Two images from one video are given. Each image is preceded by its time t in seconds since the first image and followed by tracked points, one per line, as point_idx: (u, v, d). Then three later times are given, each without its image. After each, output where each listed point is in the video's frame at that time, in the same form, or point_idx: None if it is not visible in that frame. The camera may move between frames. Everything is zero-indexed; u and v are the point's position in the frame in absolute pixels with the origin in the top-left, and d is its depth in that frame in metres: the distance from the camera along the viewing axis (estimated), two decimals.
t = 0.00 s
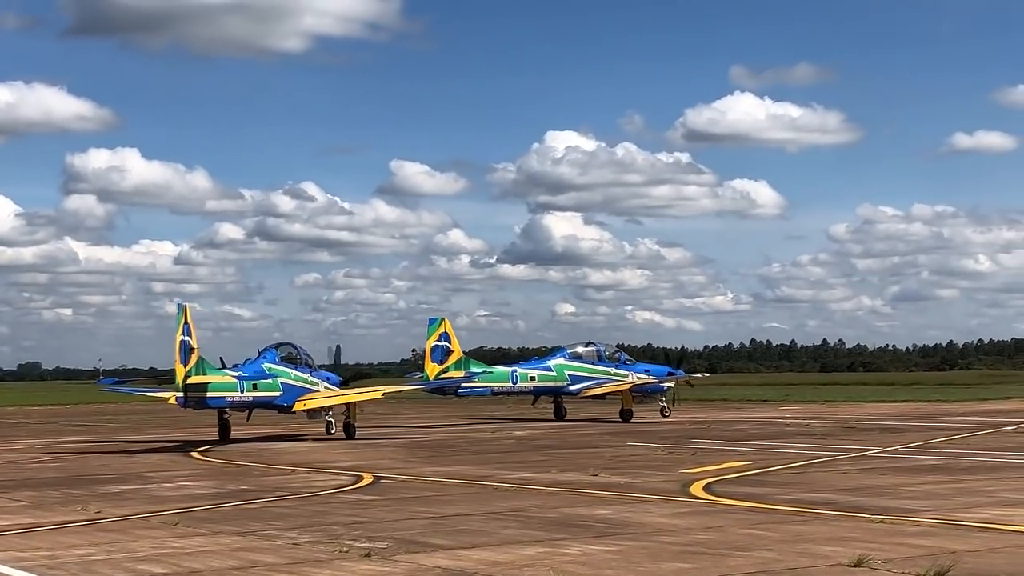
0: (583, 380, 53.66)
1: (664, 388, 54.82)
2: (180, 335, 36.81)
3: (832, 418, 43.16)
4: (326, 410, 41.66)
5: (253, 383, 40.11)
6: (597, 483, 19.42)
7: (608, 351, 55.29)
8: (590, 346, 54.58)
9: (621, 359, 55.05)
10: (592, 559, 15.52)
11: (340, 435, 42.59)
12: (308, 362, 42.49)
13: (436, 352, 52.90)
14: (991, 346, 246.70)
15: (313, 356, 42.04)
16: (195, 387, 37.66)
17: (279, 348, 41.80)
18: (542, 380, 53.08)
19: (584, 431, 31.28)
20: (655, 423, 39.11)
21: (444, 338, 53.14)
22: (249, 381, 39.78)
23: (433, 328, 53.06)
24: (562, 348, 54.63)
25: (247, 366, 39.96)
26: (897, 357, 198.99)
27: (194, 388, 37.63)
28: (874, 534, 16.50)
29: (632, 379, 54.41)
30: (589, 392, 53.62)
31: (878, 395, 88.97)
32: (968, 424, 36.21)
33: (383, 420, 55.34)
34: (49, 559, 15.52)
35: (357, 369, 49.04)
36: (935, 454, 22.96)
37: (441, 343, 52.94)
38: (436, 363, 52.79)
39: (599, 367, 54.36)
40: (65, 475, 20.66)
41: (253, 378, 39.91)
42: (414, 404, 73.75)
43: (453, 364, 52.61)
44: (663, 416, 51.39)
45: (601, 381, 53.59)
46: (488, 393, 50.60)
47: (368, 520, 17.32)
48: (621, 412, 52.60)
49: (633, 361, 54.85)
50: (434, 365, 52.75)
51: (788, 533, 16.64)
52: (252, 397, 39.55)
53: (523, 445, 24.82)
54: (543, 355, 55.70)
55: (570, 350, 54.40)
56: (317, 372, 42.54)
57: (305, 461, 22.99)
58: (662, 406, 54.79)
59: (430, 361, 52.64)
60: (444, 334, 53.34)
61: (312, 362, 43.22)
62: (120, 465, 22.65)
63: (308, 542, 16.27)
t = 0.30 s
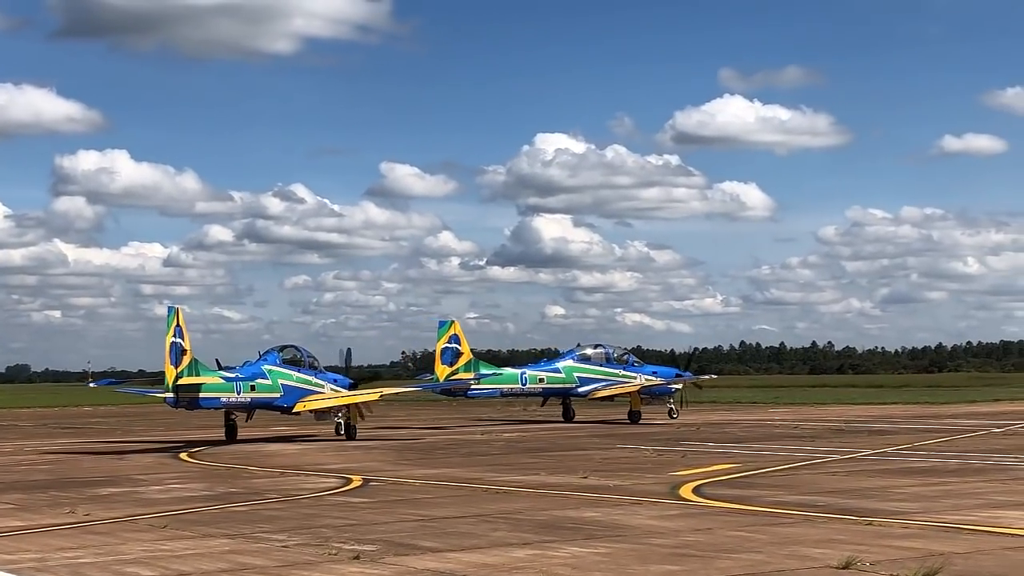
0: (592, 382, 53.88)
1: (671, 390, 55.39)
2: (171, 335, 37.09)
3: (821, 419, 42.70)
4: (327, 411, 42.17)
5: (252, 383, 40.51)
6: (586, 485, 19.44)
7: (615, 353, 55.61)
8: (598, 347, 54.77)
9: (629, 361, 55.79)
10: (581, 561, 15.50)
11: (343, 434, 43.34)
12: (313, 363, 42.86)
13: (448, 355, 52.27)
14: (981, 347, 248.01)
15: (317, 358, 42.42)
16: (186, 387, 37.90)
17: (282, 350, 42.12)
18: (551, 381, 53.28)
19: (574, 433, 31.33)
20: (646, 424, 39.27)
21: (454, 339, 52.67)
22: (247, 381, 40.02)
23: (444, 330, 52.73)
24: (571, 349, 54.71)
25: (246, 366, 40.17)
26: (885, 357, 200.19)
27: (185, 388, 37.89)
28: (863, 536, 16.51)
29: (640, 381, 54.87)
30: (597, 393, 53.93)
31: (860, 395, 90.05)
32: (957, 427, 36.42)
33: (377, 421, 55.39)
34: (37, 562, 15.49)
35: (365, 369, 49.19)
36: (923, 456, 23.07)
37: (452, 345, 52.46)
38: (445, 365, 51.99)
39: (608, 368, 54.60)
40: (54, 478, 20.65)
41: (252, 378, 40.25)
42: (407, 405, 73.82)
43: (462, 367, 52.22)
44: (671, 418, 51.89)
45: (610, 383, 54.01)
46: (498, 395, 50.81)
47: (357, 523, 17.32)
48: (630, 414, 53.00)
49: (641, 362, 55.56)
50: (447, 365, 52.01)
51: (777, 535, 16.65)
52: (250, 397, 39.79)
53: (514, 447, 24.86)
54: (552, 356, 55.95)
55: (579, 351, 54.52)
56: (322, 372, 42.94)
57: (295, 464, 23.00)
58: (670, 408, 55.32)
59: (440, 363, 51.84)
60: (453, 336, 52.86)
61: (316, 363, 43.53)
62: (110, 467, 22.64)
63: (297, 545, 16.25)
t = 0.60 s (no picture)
0: (602, 382, 54.05)
1: (677, 389, 56.15)
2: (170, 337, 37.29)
3: (811, 419, 42.25)
4: (328, 410, 42.43)
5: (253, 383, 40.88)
6: (576, 485, 19.46)
7: (624, 353, 56.15)
8: (607, 347, 55.13)
9: (637, 361, 56.40)
10: (571, 560, 15.43)
11: (347, 431, 43.64)
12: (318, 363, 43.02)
13: (456, 354, 53.27)
14: (971, 347, 248.53)
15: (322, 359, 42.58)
16: (182, 387, 38.17)
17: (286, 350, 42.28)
18: (560, 381, 53.31)
19: (565, 433, 31.38)
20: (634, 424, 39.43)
21: (464, 338, 53.56)
22: (246, 382, 40.31)
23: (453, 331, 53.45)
24: (580, 349, 54.93)
25: (245, 367, 40.43)
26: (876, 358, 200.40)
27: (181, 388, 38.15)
28: (853, 536, 16.49)
29: (649, 381, 55.50)
30: (606, 392, 54.16)
31: (848, 395, 89.97)
32: (945, 426, 36.58)
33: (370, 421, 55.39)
34: (26, 562, 15.44)
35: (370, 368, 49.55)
36: (912, 456, 23.11)
37: (462, 343, 53.23)
38: (456, 363, 53.31)
39: (616, 368, 55.18)
40: (43, 478, 20.63)
41: (252, 379, 40.61)
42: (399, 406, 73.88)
43: (473, 364, 53.15)
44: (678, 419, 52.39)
45: (618, 383, 54.59)
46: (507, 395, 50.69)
47: (347, 523, 17.30)
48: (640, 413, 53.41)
49: (649, 362, 56.16)
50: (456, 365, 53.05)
51: (767, 535, 16.63)
52: (250, 397, 40.09)
53: (503, 447, 24.91)
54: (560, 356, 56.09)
55: (588, 350, 54.74)
56: (327, 372, 43.10)
57: (285, 464, 23.00)
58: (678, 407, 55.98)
59: (451, 363, 53.14)
60: (464, 336, 53.61)
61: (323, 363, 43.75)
62: (99, 467, 22.63)
63: (286, 545, 16.20)
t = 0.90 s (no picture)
0: (612, 380, 54.63)
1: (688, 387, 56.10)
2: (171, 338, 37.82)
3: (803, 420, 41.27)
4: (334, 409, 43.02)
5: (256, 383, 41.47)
6: (567, 484, 19.46)
7: (634, 352, 56.41)
8: (617, 346, 55.61)
9: (647, 361, 56.51)
10: (561, 560, 15.41)
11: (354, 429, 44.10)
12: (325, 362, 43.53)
13: (468, 353, 53.20)
14: (965, 347, 249.29)
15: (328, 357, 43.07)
16: (183, 387, 38.90)
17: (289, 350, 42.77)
18: (571, 380, 53.95)
19: (557, 433, 31.40)
20: (629, 424, 39.50)
21: (476, 338, 53.42)
22: (250, 381, 41.01)
23: (466, 330, 53.33)
24: (590, 349, 55.49)
25: (250, 366, 41.10)
26: (864, 358, 199.24)
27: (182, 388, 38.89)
28: (844, 536, 16.49)
29: (659, 380, 55.68)
30: (617, 391, 54.66)
31: (840, 394, 88.52)
32: (935, 425, 36.65)
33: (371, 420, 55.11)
34: (17, 561, 15.40)
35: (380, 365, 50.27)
36: (904, 456, 23.11)
37: (474, 343, 53.11)
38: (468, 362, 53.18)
39: (626, 367, 55.44)
40: (35, 477, 20.60)
41: (257, 378, 41.21)
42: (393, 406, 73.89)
43: (486, 363, 52.93)
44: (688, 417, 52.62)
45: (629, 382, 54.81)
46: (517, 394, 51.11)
47: (338, 522, 17.28)
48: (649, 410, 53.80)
49: (660, 361, 56.33)
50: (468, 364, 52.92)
51: (758, 535, 16.62)
52: (254, 395, 40.80)
53: (496, 446, 24.92)
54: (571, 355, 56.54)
55: (598, 350, 55.26)
56: (335, 372, 43.80)
57: (277, 463, 22.99)
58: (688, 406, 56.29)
59: (463, 362, 52.93)
60: (477, 335, 53.45)
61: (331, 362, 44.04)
62: (91, 466, 22.61)
63: (277, 544, 16.17)
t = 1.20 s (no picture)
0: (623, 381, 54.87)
1: (697, 388, 56.58)
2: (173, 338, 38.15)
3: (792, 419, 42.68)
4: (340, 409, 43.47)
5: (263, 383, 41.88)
6: (559, 485, 19.48)
7: (645, 352, 56.66)
8: (628, 347, 55.89)
9: (657, 361, 56.71)
10: (553, 560, 15.40)
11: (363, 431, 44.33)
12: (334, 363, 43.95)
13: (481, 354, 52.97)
14: (957, 347, 250.41)
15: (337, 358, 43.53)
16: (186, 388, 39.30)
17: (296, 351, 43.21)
18: (583, 380, 54.12)
19: (549, 433, 31.47)
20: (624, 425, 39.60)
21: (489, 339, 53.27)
22: (256, 381, 41.42)
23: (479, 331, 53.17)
24: (601, 349, 55.70)
25: (256, 366, 41.52)
26: (857, 359, 200.15)
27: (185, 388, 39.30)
28: (835, 537, 16.52)
29: (669, 380, 55.89)
30: (627, 391, 54.97)
31: (831, 395, 91.72)
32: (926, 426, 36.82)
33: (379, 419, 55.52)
34: (9, 561, 15.38)
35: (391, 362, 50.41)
36: (895, 456, 23.21)
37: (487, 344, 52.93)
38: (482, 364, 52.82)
39: (636, 368, 55.71)
40: (27, 477, 20.57)
41: (264, 378, 41.58)
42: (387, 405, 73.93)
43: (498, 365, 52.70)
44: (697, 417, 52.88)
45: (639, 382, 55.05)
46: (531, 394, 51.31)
47: (330, 523, 17.28)
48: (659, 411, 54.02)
49: (670, 361, 56.57)
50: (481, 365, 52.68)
51: (750, 535, 16.64)
52: (260, 395, 41.25)
53: (488, 446, 24.95)
54: (581, 355, 56.81)
55: (609, 351, 55.54)
56: (344, 372, 44.17)
57: (269, 463, 22.99)
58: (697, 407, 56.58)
59: (477, 363, 52.70)
60: (489, 336, 53.34)
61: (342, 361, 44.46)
62: (82, 466, 22.59)
63: (269, 545, 16.15)
